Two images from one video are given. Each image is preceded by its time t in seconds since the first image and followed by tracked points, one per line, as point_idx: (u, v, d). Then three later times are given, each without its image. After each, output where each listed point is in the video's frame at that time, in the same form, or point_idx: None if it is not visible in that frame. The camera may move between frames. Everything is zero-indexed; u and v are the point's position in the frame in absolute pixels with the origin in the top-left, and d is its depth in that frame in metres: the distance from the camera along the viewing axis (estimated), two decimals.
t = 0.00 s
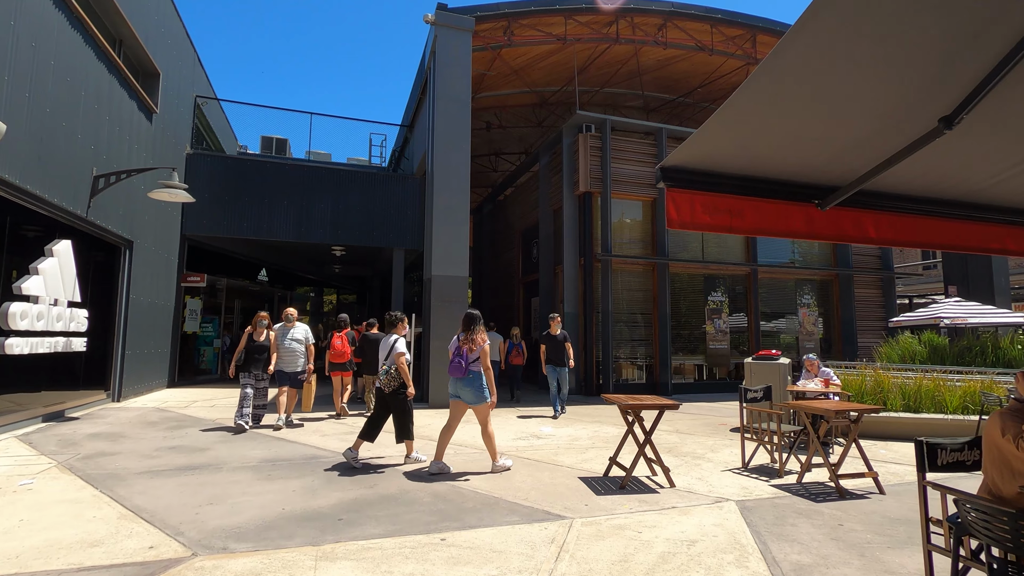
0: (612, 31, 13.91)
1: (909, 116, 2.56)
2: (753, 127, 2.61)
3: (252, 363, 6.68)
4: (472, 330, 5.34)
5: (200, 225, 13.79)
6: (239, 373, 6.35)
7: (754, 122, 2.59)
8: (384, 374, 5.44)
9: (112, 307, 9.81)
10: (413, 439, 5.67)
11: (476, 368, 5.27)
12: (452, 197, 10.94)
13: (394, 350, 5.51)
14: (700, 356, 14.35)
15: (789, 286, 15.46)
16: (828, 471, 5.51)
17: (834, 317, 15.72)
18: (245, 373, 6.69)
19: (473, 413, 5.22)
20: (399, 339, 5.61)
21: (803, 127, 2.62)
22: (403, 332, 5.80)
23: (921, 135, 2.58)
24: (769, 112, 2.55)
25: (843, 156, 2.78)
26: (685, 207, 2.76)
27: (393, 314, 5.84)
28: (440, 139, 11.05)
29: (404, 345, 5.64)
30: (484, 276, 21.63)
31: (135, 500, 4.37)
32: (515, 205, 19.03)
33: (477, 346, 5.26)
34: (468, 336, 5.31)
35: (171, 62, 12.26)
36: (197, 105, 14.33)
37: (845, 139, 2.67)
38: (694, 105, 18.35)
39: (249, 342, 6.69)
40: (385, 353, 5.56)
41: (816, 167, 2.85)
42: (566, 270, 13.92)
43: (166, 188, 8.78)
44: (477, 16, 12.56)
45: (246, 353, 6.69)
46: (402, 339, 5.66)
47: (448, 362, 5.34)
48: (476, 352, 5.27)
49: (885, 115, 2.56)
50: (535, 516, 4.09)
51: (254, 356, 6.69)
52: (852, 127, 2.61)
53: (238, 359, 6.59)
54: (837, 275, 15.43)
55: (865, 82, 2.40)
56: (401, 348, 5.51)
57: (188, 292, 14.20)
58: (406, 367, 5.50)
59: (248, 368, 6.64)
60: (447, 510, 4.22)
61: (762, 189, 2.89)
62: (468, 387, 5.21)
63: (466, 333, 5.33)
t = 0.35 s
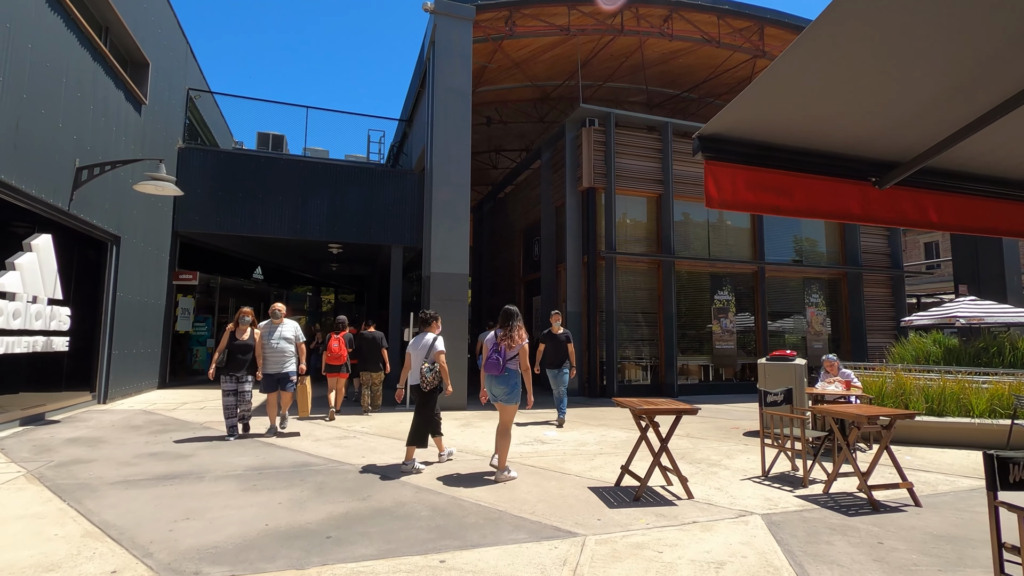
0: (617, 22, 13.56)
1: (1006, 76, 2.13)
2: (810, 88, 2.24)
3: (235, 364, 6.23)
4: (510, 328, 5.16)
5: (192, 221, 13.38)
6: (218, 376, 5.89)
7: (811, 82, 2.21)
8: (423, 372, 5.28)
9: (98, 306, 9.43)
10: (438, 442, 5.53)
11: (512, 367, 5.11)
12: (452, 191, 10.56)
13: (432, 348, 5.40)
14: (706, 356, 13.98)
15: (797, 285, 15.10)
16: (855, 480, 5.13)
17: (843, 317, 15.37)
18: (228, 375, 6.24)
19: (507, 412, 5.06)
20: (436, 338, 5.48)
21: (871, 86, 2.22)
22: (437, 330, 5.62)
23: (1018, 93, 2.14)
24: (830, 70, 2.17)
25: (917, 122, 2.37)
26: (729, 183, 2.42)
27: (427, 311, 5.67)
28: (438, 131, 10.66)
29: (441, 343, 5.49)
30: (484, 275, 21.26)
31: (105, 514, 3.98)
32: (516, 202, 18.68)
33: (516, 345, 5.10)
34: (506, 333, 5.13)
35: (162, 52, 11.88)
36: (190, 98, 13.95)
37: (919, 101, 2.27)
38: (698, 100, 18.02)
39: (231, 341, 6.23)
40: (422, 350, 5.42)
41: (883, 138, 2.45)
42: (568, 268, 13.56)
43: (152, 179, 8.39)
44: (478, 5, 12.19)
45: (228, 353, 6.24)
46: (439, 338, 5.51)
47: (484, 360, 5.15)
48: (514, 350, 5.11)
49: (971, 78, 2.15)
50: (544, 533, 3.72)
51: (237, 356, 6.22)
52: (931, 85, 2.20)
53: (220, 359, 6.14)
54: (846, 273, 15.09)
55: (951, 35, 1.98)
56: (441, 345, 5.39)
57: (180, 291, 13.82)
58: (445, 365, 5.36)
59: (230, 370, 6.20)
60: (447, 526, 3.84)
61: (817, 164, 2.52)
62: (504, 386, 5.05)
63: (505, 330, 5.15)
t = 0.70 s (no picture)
0: (621, 16, 13.25)
1: None
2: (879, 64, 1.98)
3: (218, 374, 5.72)
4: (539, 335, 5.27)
5: (185, 220, 13.02)
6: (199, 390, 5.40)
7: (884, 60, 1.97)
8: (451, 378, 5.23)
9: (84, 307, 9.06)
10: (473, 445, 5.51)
11: (541, 375, 5.17)
12: (452, 188, 10.20)
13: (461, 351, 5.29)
14: (712, 359, 13.65)
15: (804, 285, 14.77)
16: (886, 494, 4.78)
17: (851, 318, 15.06)
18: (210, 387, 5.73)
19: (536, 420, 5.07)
20: (467, 342, 5.39)
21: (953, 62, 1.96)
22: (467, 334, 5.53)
23: None
24: (903, 43, 1.91)
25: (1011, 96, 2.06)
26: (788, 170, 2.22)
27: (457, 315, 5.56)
28: (438, 127, 10.32)
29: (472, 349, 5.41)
30: (485, 276, 20.92)
31: (71, 537, 3.63)
32: (516, 202, 18.35)
33: (545, 352, 5.19)
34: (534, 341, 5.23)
35: (153, 46, 11.52)
36: (182, 94, 13.59)
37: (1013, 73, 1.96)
38: (702, 98, 17.70)
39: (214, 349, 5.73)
40: (452, 356, 5.34)
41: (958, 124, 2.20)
42: (571, 268, 13.23)
43: (139, 175, 8.04)
44: None
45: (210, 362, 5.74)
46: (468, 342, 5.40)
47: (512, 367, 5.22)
48: (543, 358, 5.18)
49: None
50: (555, 559, 3.37)
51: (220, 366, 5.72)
52: None
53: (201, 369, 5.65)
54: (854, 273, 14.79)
55: None
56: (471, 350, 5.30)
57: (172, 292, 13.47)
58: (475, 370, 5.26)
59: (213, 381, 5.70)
60: (447, 551, 3.49)
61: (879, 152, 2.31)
62: (533, 393, 5.09)
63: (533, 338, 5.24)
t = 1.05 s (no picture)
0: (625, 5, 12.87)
1: None
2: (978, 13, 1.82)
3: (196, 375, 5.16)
4: (565, 329, 5.03)
5: (177, 216, 12.64)
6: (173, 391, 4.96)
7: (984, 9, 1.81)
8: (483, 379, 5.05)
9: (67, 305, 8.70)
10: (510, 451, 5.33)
11: (572, 371, 4.94)
12: (451, 181, 9.81)
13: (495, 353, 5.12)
14: (719, 358, 13.28)
15: (812, 282, 14.40)
16: (921, 504, 4.41)
17: (860, 316, 14.69)
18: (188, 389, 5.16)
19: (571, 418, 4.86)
20: (500, 343, 5.18)
21: None
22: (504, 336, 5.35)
23: None
24: None
25: None
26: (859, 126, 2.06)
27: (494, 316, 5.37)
28: (436, 117, 9.93)
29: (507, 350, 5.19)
30: (484, 274, 20.56)
31: (24, 557, 3.26)
32: (516, 198, 17.98)
33: (572, 347, 4.94)
34: (561, 336, 5.01)
35: (141, 35, 11.13)
36: (174, 87, 13.21)
37: None
38: (707, 91, 17.34)
39: (193, 346, 5.19)
40: (485, 357, 5.16)
41: None
42: (574, 264, 12.87)
43: (122, 166, 7.65)
44: None
45: (188, 362, 5.18)
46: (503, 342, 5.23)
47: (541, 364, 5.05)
48: (571, 353, 4.95)
49: None
50: None
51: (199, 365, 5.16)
52: None
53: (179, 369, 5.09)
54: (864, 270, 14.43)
55: None
56: (505, 352, 5.09)
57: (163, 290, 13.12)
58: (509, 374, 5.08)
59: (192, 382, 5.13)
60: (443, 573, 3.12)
61: (960, 95, 2.15)
62: (565, 390, 4.89)
63: (559, 333, 5.02)
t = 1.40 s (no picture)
0: None
1: None
2: None
3: (163, 388, 4.38)
4: (607, 336, 4.73)
5: (173, 214, 12.33)
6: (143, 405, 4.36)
7: None
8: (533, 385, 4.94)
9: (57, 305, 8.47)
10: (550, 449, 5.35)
11: (616, 379, 4.70)
12: (453, 177, 9.43)
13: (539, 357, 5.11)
14: (730, 361, 12.88)
15: (826, 283, 13.97)
16: (969, 526, 4.02)
17: (875, 317, 14.26)
18: (153, 406, 4.39)
19: (618, 427, 4.67)
20: (544, 345, 5.15)
21: None
22: (544, 336, 5.28)
23: None
24: None
25: None
26: (972, 66, 2.59)
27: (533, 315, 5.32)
28: (438, 111, 9.56)
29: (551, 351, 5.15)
30: (489, 275, 20.21)
31: None
32: (521, 196, 17.63)
33: (616, 354, 4.66)
34: (603, 344, 4.72)
35: (135, 27, 10.83)
36: (171, 82, 12.91)
37: None
38: (716, 87, 16.95)
39: (159, 356, 4.42)
40: (530, 361, 5.13)
41: None
42: (581, 264, 12.51)
43: (109, 160, 7.31)
44: None
45: (153, 373, 4.41)
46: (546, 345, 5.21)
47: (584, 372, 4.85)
48: (615, 360, 4.68)
49: None
50: None
51: (168, 377, 4.40)
52: None
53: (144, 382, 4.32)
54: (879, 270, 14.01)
55: None
56: (550, 354, 5.07)
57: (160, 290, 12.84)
58: (556, 375, 5.03)
59: (159, 397, 4.37)
60: None
61: None
62: (611, 400, 4.66)
63: (601, 340, 4.73)
